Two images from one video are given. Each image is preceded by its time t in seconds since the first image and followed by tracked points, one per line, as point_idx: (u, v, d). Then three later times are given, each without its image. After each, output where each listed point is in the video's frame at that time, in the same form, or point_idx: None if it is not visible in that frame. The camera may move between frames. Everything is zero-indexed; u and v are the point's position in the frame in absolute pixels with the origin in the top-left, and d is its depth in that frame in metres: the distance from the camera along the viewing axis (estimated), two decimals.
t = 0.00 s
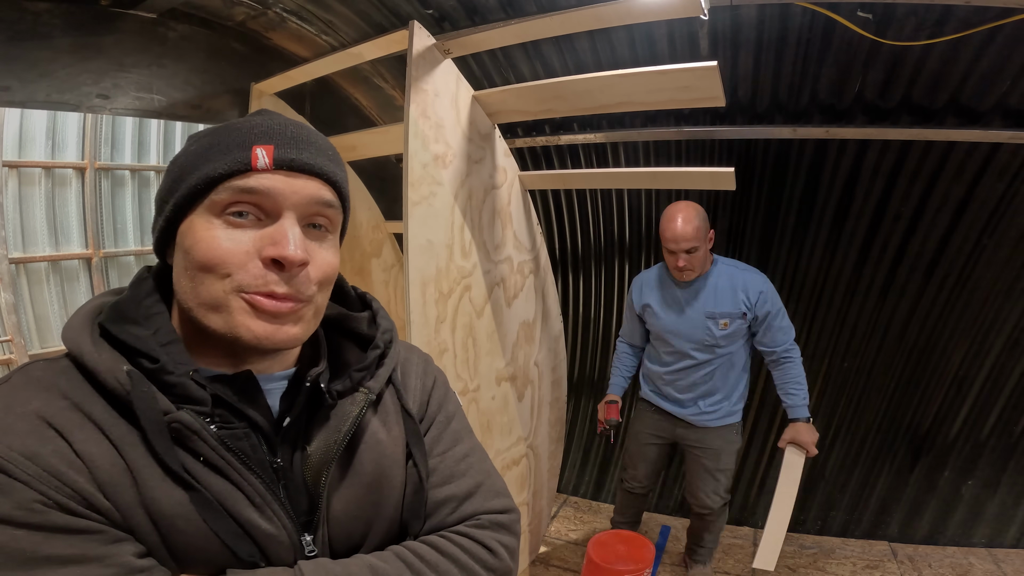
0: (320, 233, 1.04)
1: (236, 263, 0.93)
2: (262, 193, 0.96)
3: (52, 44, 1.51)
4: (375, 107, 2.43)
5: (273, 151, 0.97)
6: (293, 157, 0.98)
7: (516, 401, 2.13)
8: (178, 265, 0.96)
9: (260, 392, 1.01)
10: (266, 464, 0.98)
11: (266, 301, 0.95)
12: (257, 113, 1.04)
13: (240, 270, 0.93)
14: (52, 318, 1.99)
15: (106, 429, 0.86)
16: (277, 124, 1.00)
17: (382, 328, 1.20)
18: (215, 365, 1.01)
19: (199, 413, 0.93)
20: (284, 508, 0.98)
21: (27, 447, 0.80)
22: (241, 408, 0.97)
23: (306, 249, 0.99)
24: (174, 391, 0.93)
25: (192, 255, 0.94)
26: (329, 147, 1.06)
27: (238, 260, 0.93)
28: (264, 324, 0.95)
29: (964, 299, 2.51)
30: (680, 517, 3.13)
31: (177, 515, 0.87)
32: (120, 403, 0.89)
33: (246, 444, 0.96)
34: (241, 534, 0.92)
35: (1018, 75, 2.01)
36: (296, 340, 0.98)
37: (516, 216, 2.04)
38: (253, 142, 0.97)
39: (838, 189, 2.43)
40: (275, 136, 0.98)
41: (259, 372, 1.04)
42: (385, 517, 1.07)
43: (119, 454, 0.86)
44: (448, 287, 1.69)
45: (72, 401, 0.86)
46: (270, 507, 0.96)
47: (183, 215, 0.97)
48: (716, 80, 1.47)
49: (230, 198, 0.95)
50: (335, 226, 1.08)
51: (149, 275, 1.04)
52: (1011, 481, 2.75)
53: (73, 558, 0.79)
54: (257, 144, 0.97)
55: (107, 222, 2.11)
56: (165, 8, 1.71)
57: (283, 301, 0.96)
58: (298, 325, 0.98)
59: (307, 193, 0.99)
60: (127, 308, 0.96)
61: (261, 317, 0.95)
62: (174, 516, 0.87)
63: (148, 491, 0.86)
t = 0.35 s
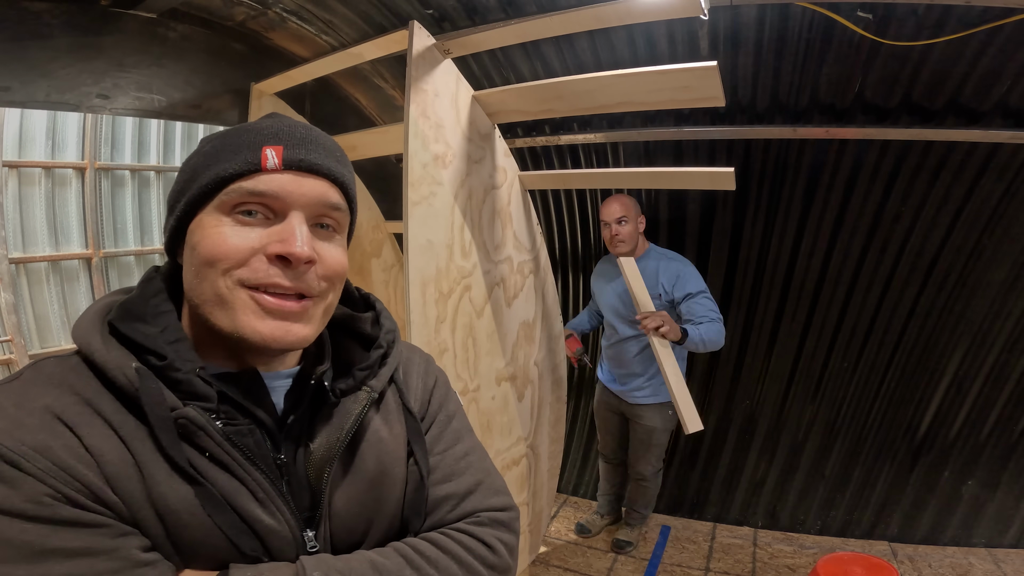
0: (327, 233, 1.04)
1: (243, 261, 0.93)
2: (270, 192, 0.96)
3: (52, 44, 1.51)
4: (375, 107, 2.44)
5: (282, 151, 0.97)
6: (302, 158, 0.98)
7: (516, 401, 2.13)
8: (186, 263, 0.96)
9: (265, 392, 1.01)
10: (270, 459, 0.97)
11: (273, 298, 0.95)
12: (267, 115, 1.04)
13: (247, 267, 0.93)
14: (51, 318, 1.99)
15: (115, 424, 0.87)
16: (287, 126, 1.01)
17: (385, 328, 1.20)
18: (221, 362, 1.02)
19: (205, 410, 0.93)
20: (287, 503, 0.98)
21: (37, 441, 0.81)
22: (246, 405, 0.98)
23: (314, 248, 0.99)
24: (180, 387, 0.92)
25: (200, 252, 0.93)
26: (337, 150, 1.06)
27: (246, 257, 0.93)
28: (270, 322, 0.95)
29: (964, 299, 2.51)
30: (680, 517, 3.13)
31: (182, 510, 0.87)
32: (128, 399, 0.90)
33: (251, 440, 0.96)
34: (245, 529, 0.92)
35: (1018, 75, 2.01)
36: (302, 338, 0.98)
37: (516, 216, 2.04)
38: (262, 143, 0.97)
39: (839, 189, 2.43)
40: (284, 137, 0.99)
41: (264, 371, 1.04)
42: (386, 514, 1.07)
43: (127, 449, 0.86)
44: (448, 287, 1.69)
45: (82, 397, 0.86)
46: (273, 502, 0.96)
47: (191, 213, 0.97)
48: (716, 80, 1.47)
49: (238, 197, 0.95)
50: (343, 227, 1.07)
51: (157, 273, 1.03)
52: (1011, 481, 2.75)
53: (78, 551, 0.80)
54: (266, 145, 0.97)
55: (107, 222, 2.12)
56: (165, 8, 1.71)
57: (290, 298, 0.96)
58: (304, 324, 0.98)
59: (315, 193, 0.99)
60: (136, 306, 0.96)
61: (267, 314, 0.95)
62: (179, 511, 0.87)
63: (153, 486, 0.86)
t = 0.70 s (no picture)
0: (333, 232, 1.04)
1: (251, 260, 0.93)
2: (276, 192, 0.96)
3: (53, 44, 1.51)
4: (375, 108, 2.44)
5: (287, 152, 0.97)
6: (306, 159, 0.98)
7: (516, 401, 2.13)
8: (196, 263, 0.97)
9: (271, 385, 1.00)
10: (275, 455, 0.98)
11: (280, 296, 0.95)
12: (272, 116, 1.04)
13: (255, 265, 0.93)
14: (51, 318, 2.16)
15: (125, 419, 0.87)
16: (291, 126, 1.01)
17: (391, 327, 1.20)
18: (230, 359, 1.02)
19: (213, 405, 0.93)
20: (291, 499, 0.97)
21: (48, 435, 0.81)
22: (254, 401, 0.97)
23: (320, 247, 0.99)
24: (189, 383, 0.93)
25: (209, 251, 0.94)
26: (341, 150, 1.06)
27: (254, 256, 0.93)
28: (278, 319, 0.95)
29: (965, 299, 2.51)
30: (679, 517, 3.13)
31: (188, 505, 0.88)
32: (138, 394, 0.90)
33: (257, 436, 0.96)
34: (250, 524, 0.92)
35: (1018, 75, 2.01)
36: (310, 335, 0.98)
37: (516, 216, 2.03)
38: (268, 144, 0.97)
39: (839, 189, 2.43)
40: (288, 137, 0.99)
41: (272, 367, 1.04)
42: (389, 511, 1.07)
43: (136, 444, 0.87)
44: (448, 287, 1.69)
45: (93, 392, 0.87)
46: (278, 498, 0.95)
47: (200, 214, 0.97)
48: (716, 80, 1.47)
49: (245, 197, 0.95)
50: (348, 226, 1.07)
51: (168, 272, 1.04)
52: (1011, 481, 2.75)
53: (86, 544, 0.80)
54: (271, 146, 0.97)
55: (108, 222, 2.28)
56: (165, 8, 1.71)
57: (297, 296, 0.96)
58: (311, 321, 0.98)
59: (320, 193, 0.99)
60: (148, 304, 0.97)
61: (275, 311, 0.95)
62: (186, 505, 0.87)
63: (161, 480, 0.86)
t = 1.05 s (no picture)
0: (341, 231, 1.04)
1: (260, 258, 0.93)
2: (284, 192, 0.96)
3: (52, 44, 1.51)
4: (375, 108, 2.44)
5: (294, 153, 0.97)
6: (312, 159, 0.98)
7: (517, 401, 2.13)
8: (207, 264, 0.97)
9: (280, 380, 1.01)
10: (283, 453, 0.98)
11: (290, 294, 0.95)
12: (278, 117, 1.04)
13: (265, 264, 0.93)
14: (51, 318, 2.19)
15: (137, 415, 0.87)
16: (297, 127, 1.01)
17: (397, 327, 1.20)
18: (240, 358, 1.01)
19: (224, 403, 0.93)
20: (298, 496, 0.97)
21: (62, 430, 0.81)
22: (263, 399, 0.96)
23: (328, 245, 0.99)
24: (201, 379, 0.93)
25: (220, 251, 0.94)
26: (346, 149, 1.05)
27: (264, 254, 0.93)
28: (288, 317, 0.95)
29: (965, 298, 2.51)
30: (679, 517, 3.13)
31: (197, 500, 0.88)
32: (150, 391, 0.90)
33: (266, 433, 0.96)
34: (257, 520, 0.92)
35: (1018, 75, 2.01)
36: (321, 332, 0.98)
37: (516, 216, 2.03)
38: (273, 145, 0.97)
39: (840, 189, 2.43)
40: (294, 138, 0.98)
41: (282, 366, 1.04)
42: (393, 508, 1.07)
43: (147, 440, 0.87)
44: (448, 287, 1.69)
45: (106, 388, 0.87)
46: (285, 495, 0.95)
47: (210, 215, 0.97)
48: (717, 80, 1.47)
49: (253, 197, 0.95)
50: (355, 225, 1.07)
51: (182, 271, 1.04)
52: (1011, 481, 2.75)
53: (96, 539, 0.81)
54: (278, 147, 0.97)
55: (107, 222, 2.29)
56: (165, 8, 1.70)
57: (307, 293, 0.96)
58: (321, 318, 0.98)
59: (327, 192, 0.99)
60: (162, 301, 0.97)
61: (286, 309, 0.95)
62: (195, 501, 0.88)
63: (171, 476, 0.86)
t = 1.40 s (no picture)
0: (330, 236, 1.03)
1: (245, 272, 0.94)
2: (264, 202, 0.95)
3: (53, 44, 1.51)
4: (375, 108, 2.44)
5: (271, 159, 0.95)
6: (290, 164, 0.96)
7: (517, 401, 2.13)
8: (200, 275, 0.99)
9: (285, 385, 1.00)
10: (288, 452, 0.97)
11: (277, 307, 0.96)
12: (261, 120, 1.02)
13: (250, 277, 0.94)
14: (51, 318, 2.20)
15: (144, 413, 0.87)
16: (276, 131, 0.99)
17: (402, 327, 1.19)
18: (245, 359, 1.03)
19: (230, 402, 0.93)
20: (302, 495, 0.97)
21: (70, 428, 0.81)
22: (269, 399, 0.98)
23: (312, 254, 0.98)
24: (207, 378, 0.93)
25: (208, 264, 0.95)
26: (330, 147, 1.02)
27: (248, 268, 0.94)
28: (275, 328, 0.95)
29: (965, 299, 2.51)
30: (679, 517, 3.13)
31: (203, 499, 0.88)
32: (157, 389, 0.90)
33: (271, 433, 0.96)
34: (262, 519, 0.92)
35: (1017, 75, 2.01)
36: (309, 342, 0.98)
37: (516, 216, 2.03)
38: (251, 152, 0.96)
39: (840, 189, 2.43)
40: (272, 144, 0.97)
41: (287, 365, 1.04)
42: (397, 508, 1.07)
43: (154, 439, 0.87)
44: (448, 287, 1.69)
45: (114, 386, 0.87)
46: (291, 494, 0.95)
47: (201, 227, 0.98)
48: (717, 80, 1.47)
49: (236, 209, 0.95)
50: (347, 227, 1.06)
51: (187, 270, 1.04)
52: (1011, 481, 2.75)
53: (103, 538, 0.81)
54: (255, 153, 0.96)
55: (107, 222, 2.29)
56: (165, 8, 1.70)
57: (293, 306, 0.96)
58: (310, 328, 0.98)
59: (308, 199, 0.97)
60: (168, 301, 0.97)
61: (272, 322, 0.95)
62: (201, 500, 0.88)
63: (178, 474, 0.87)
